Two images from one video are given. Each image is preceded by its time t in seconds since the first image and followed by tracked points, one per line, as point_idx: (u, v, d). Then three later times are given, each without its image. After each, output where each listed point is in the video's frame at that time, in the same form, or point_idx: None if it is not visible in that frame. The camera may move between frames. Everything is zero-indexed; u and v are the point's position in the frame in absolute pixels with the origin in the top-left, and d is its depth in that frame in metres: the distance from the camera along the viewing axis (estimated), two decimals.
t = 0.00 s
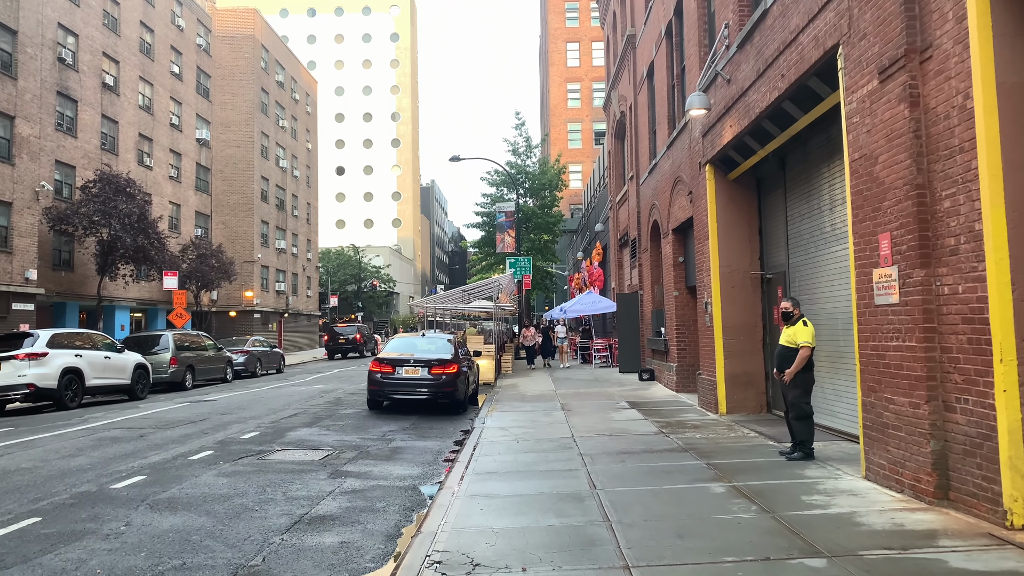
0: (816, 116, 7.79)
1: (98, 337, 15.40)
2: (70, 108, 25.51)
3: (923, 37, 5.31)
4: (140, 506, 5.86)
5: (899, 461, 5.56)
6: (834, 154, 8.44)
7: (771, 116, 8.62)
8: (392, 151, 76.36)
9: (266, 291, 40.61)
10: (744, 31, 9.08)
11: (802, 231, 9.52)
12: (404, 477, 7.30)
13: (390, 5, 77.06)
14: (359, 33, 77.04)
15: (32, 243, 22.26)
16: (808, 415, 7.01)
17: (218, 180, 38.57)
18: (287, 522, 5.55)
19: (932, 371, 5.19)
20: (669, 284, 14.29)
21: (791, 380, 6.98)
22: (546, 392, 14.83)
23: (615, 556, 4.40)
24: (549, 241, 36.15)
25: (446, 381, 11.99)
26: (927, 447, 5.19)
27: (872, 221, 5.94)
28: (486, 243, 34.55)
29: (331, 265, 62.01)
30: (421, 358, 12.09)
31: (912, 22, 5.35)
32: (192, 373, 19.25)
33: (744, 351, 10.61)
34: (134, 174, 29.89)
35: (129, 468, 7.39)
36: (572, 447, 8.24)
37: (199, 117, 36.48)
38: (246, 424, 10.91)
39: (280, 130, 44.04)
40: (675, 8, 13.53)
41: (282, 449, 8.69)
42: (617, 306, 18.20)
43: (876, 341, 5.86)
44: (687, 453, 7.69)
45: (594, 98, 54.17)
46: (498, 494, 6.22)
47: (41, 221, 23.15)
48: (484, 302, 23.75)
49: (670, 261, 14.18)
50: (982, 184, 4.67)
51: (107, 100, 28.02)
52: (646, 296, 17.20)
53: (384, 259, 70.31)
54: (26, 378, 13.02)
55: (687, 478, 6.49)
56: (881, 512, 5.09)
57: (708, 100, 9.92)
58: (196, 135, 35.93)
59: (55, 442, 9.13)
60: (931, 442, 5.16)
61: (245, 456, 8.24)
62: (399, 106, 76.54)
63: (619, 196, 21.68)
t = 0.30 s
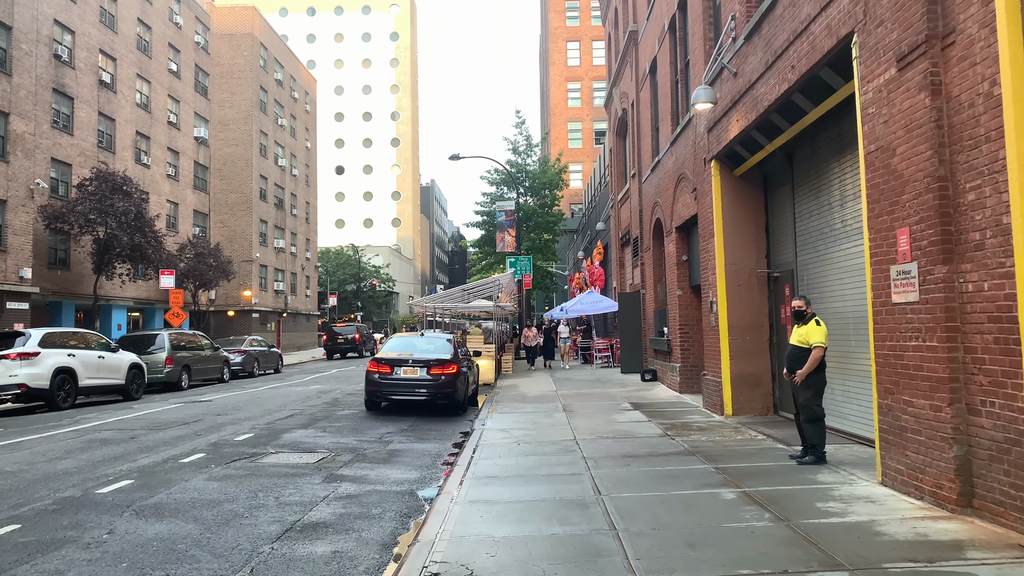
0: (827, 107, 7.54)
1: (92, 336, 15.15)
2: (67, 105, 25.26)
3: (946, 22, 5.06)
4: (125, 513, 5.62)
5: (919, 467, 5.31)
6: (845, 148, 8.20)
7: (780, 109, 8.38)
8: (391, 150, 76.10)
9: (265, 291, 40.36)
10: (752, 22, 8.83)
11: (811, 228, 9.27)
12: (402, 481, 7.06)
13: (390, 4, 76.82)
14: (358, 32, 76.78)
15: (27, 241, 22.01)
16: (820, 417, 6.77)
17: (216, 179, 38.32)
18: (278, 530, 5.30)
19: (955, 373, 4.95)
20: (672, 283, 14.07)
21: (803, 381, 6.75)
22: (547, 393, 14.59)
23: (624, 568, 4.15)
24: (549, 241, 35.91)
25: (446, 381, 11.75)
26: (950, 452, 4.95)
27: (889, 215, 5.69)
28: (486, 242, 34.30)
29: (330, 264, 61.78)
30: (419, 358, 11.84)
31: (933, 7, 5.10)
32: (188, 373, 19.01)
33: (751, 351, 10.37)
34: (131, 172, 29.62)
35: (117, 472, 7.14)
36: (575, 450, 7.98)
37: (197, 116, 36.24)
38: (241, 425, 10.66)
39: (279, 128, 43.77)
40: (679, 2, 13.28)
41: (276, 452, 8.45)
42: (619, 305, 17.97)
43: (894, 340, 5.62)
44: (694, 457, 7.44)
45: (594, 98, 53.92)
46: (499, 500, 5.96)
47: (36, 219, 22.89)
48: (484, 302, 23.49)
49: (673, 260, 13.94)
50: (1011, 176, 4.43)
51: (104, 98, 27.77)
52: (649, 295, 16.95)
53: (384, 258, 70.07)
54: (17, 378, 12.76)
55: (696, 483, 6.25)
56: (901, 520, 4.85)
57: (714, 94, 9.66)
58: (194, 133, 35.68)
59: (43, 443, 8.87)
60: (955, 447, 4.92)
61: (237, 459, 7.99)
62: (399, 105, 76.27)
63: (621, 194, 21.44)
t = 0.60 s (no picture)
0: (842, 102, 7.28)
1: (89, 337, 14.94)
2: (65, 104, 25.07)
3: (975, 8, 4.79)
4: (112, 524, 5.37)
5: (945, 477, 5.05)
6: (859, 144, 7.94)
7: (792, 103, 8.11)
8: (393, 149, 75.84)
9: (266, 291, 40.16)
10: (763, 13, 8.56)
11: (823, 226, 9.00)
12: (402, 489, 6.81)
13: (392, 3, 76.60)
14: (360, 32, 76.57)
15: (25, 241, 21.82)
16: (837, 423, 6.50)
17: (217, 178, 38.12)
18: (271, 543, 5.05)
19: (985, 378, 4.69)
20: (679, 283, 13.82)
21: (818, 385, 6.49)
22: (551, 394, 14.33)
23: None
24: (552, 240, 35.64)
25: (448, 384, 11.50)
26: (979, 462, 4.70)
27: (911, 212, 5.43)
28: (488, 242, 34.05)
29: (332, 264, 61.57)
30: (421, 360, 11.59)
31: None
32: (187, 374, 18.79)
33: (760, 353, 10.11)
34: (131, 171, 29.43)
35: (107, 479, 6.90)
36: (581, 456, 7.73)
37: (197, 115, 36.04)
38: (238, 429, 10.42)
39: (280, 127, 43.56)
40: None
41: (273, 457, 8.20)
42: (623, 306, 17.72)
43: (917, 343, 5.36)
44: (705, 463, 7.18)
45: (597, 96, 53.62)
46: (502, 510, 5.71)
47: (34, 218, 22.70)
48: (487, 302, 23.25)
49: (680, 259, 13.70)
50: None
51: (103, 96, 27.58)
52: (654, 295, 16.68)
53: (386, 258, 69.87)
54: (12, 380, 12.55)
55: (708, 492, 5.98)
56: (928, 534, 4.58)
57: (723, 88, 9.39)
58: (194, 132, 35.49)
59: (34, 448, 8.65)
60: (984, 456, 4.67)
61: (232, 465, 7.74)
62: (400, 104, 76.05)
63: (625, 193, 21.18)
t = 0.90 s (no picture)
0: (860, 91, 7.01)
1: (85, 337, 14.71)
2: (64, 101, 24.89)
3: None
4: (98, 531, 5.12)
5: (975, 483, 4.78)
6: (876, 136, 7.66)
7: (806, 94, 7.84)
8: (395, 149, 75.62)
9: (268, 291, 39.92)
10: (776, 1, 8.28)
11: (837, 222, 8.73)
12: (403, 493, 6.55)
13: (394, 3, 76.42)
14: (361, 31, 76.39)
15: (23, 240, 21.63)
16: (856, 425, 6.23)
17: (218, 177, 37.92)
18: (265, 552, 4.79)
19: (1019, 379, 4.43)
20: (685, 281, 13.57)
21: (837, 386, 6.23)
22: (555, 395, 14.09)
23: None
24: (555, 240, 35.36)
25: (450, 384, 11.25)
26: (1013, 468, 4.44)
27: (937, 203, 5.17)
28: (491, 241, 33.80)
29: (334, 264, 61.35)
30: (423, 360, 11.34)
31: None
32: (186, 374, 18.56)
33: (771, 353, 9.85)
34: (131, 170, 29.24)
35: (97, 483, 6.64)
36: (589, 459, 7.47)
37: (198, 113, 35.84)
38: (236, 430, 10.18)
39: (282, 126, 43.36)
40: None
41: (270, 460, 7.95)
42: (629, 305, 17.46)
43: (944, 341, 5.09)
44: (717, 466, 6.91)
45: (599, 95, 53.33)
46: (508, 517, 5.44)
47: (32, 217, 22.50)
48: (490, 301, 22.99)
49: (686, 257, 13.46)
50: None
51: (103, 94, 27.39)
52: (659, 295, 16.43)
53: (388, 258, 69.65)
54: (6, 380, 12.32)
55: (722, 498, 5.72)
56: (962, 545, 4.30)
57: (734, 80, 9.12)
58: (195, 131, 35.31)
59: (24, 450, 8.41)
60: (1020, 462, 4.40)
61: (227, 468, 7.49)
62: (402, 104, 75.85)
63: (630, 191, 20.94)
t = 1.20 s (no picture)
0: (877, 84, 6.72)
1: (80, 337, 14.49)
2: (63, 100, 24.71)
3: None
4: (82, 543, 4.87)
5: (1006, 494, 4.53)
6: (893, 131, 7.38)
7: (819, 87, 7.56)
8: (396, 149, 75.41)
9: (268, 291, 39.68)
10: None
11: (850, 221, 8.45)
12: (402, 501, 6.30)
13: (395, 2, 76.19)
14: (363, 31, 76.17)
15: (20, 239, 21.41)
16: (875, 430, 5.97)
17: (218, 176, 37.70)
18: (256, 566, 4.54)
19: None
20: (691, 281, 13.31)
21: (855, 390, 5.98)
22: (558, 397, 13.84)
23: None
24: (557, 239, 35.10)
25: (452, 386, 11.01)
26: None
27: (964, 199, 4.91)
28: (493, 241, 33.54)
29: (335, 264, 61.13)
30: (424, 361, 11.09)
31: None
32: (184, 375, 18.34)
33: (781, 355, 9.59)
34: (130, 169, 29.03)
35: (85, 491, 6.39)
36: (595, 466, 7.22)
37: (198, 112, 35.63)
38: (232, 434, 9.94)
39: (282, 125, 43.14)
40: None
41: (265, 465, 7.71)
42: (632, 305, 17.20)
43: (972, 343, 4.83)
44: (728, 473, 6.65)
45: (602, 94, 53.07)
46: (512, 528, 5.19)
47: (30, 216, 22.29)
48: (491, 302, 22.72)
49: (692, 257, 13.21)
50: None
51: (102, 93, 27.19)
52: (664, 295, 16.16)
53: (389, 257, 69.42)
54: None
55: (736, 507, 5.46)
56: (996, 562, 4.04)
57: (743, 74, 8.86)
58: (195, 130, 35.12)
59: (14, 455, 8.18)
60: None
61: (222, 474, 7.25)
62: (404, 103, 75.63)
63: (634, 190, 20.69)
